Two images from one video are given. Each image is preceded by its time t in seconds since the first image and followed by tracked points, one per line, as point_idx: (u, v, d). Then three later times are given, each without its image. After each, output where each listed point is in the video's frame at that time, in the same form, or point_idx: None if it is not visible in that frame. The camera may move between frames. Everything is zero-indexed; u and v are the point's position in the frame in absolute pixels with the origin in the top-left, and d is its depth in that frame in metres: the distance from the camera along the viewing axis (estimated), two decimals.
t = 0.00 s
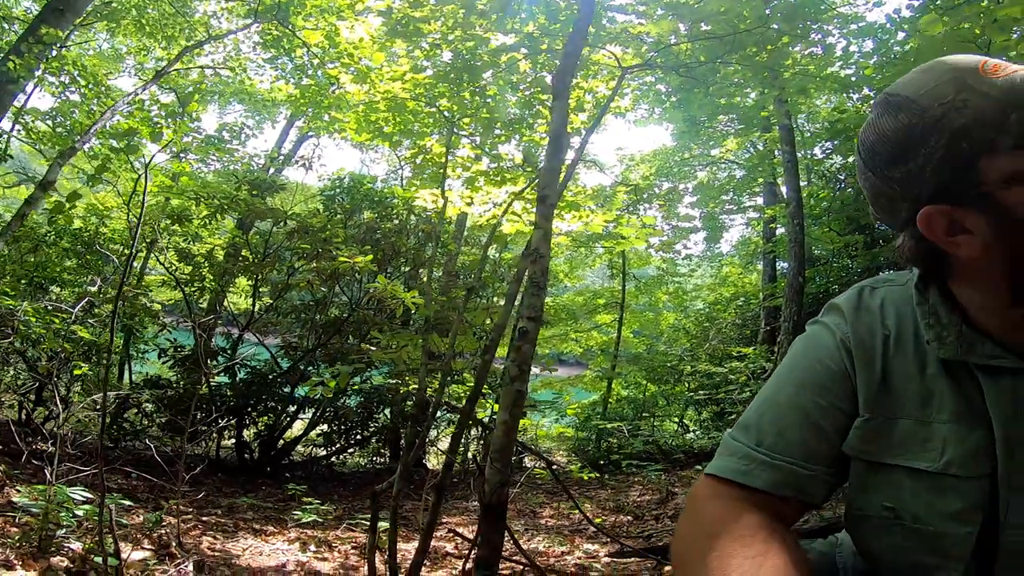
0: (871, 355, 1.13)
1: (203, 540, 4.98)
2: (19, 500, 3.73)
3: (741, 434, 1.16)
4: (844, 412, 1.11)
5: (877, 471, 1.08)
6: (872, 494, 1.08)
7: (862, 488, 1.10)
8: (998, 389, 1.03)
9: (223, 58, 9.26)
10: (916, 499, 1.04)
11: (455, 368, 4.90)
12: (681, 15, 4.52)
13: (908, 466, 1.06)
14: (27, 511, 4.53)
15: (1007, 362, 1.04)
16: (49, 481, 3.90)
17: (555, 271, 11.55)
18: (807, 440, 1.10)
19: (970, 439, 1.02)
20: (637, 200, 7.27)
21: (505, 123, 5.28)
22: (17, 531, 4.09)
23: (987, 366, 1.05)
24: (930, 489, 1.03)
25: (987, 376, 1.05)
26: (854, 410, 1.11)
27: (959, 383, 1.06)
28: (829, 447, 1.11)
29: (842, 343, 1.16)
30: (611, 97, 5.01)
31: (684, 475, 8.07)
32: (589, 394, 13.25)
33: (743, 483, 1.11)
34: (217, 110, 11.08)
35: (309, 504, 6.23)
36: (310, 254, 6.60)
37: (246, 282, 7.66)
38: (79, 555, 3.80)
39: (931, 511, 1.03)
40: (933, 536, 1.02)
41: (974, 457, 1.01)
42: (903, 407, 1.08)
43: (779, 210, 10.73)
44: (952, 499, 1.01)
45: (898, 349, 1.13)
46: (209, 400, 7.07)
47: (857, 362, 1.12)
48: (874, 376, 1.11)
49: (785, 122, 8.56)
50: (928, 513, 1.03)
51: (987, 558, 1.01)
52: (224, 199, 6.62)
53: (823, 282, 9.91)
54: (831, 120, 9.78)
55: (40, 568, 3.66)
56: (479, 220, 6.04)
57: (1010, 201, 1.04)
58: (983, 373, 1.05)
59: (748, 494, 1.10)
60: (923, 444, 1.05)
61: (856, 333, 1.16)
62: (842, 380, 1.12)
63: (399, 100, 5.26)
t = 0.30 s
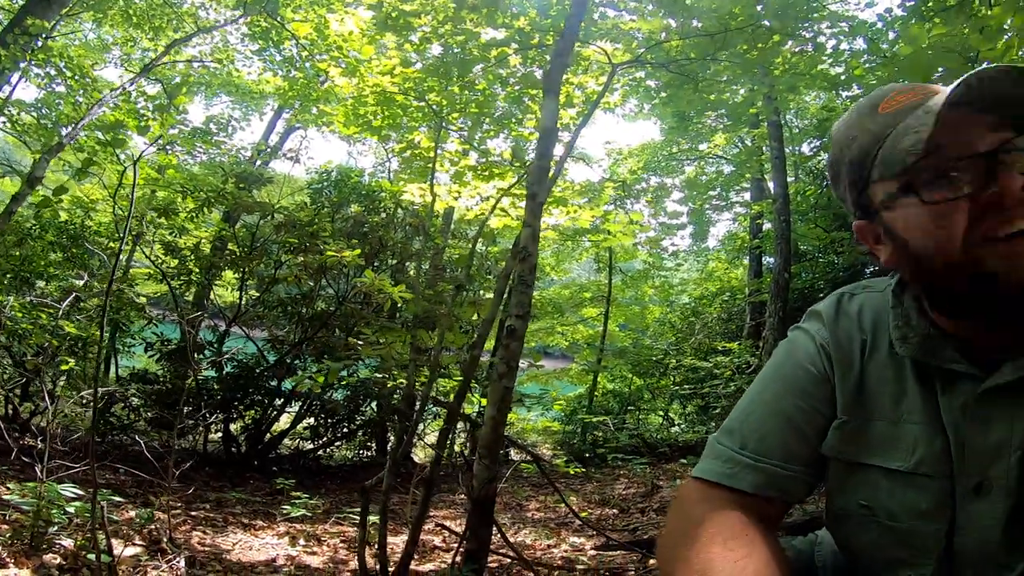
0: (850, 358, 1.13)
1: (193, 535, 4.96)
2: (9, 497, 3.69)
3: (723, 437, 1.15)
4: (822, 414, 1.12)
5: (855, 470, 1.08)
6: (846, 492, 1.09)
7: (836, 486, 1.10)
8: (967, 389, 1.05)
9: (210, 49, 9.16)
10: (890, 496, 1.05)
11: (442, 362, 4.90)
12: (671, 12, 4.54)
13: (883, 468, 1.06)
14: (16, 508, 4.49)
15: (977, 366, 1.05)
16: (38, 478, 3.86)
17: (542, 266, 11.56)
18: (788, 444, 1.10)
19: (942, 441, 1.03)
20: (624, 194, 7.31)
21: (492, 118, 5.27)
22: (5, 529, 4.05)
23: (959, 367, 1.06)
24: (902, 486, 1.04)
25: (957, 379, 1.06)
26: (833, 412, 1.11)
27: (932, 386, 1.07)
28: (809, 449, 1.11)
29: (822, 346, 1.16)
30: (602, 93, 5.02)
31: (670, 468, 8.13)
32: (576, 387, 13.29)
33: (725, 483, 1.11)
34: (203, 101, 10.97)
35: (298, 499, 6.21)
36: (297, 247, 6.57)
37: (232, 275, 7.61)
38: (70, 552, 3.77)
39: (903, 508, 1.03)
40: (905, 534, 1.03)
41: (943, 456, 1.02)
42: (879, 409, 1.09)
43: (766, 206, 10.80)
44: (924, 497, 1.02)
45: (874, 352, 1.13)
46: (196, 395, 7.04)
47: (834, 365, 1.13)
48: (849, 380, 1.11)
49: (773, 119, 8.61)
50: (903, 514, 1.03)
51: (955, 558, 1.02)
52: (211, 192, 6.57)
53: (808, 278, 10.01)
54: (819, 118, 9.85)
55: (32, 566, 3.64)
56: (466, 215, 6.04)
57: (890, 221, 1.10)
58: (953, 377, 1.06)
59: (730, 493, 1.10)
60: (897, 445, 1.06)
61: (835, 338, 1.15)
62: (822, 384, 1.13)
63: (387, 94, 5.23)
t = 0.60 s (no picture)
0: (830, 365, 1.57)
1: (188, 532, 4.94)
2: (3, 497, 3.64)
3: (717, 442, 1.57)
4: (809, 418, 1.55)
5: (833, 467, 1.49)
6: (833, 489, 1.49)
7: (822, 486, 1.52)
8: (925, 400, 1.43)
9: (193, 40, 9.03)
10: (864, 495, 1.44)
11: (434, 357, 4.92)
12: (661, 9, 4.54)
13: (857, 463, 1.46)
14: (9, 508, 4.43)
15: (928, 372, 1.45)
16: (33, 478, 3.82)
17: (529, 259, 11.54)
18: (772, 447, 1.53)
19: (905, 440, 1.42)
20: (610, 187, 7.32)
21: (480, 115, 5.26)
22: None
23: (916, 379, 1.47)
24: (873, 485, 1.43)
25: (915, 385, 1.47)
26: (815, 415, 1.54)
27: (897, 395, 1.47)
28: (792, 448, 1.54)
29: (805, 354, 1.61)
30: (590, 90, 5.02)
31: (658, 460, 8.19)
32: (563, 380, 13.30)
33: (721, 485, 1.51)
34: (185, 92, 10.81)
35: (290, 494, 6.21)
36: (286, 243, 6.55)
37: (219, 270, 7.55)
38: (69, 552, 3.74)
39: (875, 504, 1.42)
40: (879, 524, 1.41)
41: (905, 457, 1.41)
42: (854, 413, 1.51)
43: (753, 201, 10.87)
44: (888, 493, 1.41)
45: (850, 361, 1.57)
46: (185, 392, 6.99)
47: (814, 372, 1.57)
48: (828, 383, 1.55)
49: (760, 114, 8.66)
50: (872, 504, 1.42)
51: (924, 544, 1.37)
52: (197, 186, 6.50)
53: (794, 272, 10.09)
54: (805, 114, 9.93)
55: (32, 566, 3.61)
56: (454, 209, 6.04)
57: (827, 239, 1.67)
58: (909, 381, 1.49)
59: (725, 495, 1.51)
60: (870, 444, 1.46)
61: (816, 346, 1.60)
62: (807, 390, 1.56)
63: (375, 89, 5.20)
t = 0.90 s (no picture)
0: (822, 370, 1.69)
1: (186, 534, 4.92)
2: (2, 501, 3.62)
3: (713, 448, 1.66)
4: (803, 421, 1.66)
5: (826, 470, 1.61)
6: (828, 492, 1.60)
7: (817, 487, 1.63)
8: (916, 404, 1.55)
9: (183, 40, 8.98)
10: (858, 497, 1.55)
11: (429, 357, 4.93)
12: (653, 7, 4.54)
13: (851, 466, 1.57)
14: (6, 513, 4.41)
15: (918, 376, 1.59)
16: (31, 482, 3.79)
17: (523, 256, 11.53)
18: (767, 452, 1.63)
19: (897, 443, 1.53)
20: (602, 184, 7.33)
21: (472, 114, 5.25)
22: None
23: (908, 383, 1.60)
24: (867, 488, 1.54)
25: (905, 387, 1.60)
26: (809, 419, 1.65)
27: (889, 398, 1.60)
28: (787, 453, 1.64)
29: (799, 359, 1.72)
30: (582, 88, 5.02)
31: (654, 456, 8.21)
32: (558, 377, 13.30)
33: (718, 491, 1.60)
34: (175, 92, 10.74)
35: (288, 494, 6.20)
36: (279, 243, 6.54)
37: (212, 270, 7.52)
38: (70, 556, 3.72)
39: (870, 506, 1.53)
40: (874, 526, 1.52)
41: (898, 460, 1.52)
42: (846, 417, 1.62)
43: (745, 197, 10.91)
44: (883, 496, 1.52)
45: (842, 364, 1.69)
46: (181, 394, 6.97)
47: (808, 376, 1.68)
48: (821, 387, 1.67)
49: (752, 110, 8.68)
50: (867, 505, 1.54)
51: (918, 545, 1.49)
52: (189, 187, 6.46)
53: (788, 268, 10.13)
54: (797, 111, 9.97)
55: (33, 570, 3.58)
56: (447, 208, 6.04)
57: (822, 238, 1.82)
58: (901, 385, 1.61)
59: (722, 500, 1.60)
60: (864, 448, 1.57)
61: (808, 352, 1.72)
62: (801, 395, 1.67)
63: (366, 89, 5.19)
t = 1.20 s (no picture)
0: (813, 371, 1.70)
1: (179, 534, 4.90)
2: None
3: (704, 448, 1.69)
4: (794, 422, 1.67)
5: (816, 471, 1.62)
6: (819, 491, 1.62)
7: (808, 487, 1.64)
8: (906, 404, 1.55)
9: (178, 38, 8.95)
10: (848, 497, 1.56)
11: (423, 356, 4.91)
12: (647, 7, 4.55)
13: (841, 467, 1.58)
14: None
15: (910, 374, 1.57)
16: (23, 481, 3.76)
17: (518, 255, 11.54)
18: (758, 453, 1.65)
19: (887, 445, 1.54)
20: (596, 184, 7.33)
21: (465, 113, 5.24)
22: None
23: (898, 382, 1.59)
24: (856, 488, 1.55)
25: (896, 387, 1.60)
26: (800, 420, 1.67)
27: (879, 400, 1.60)
28: (778, 454, 1.66)
29: (790, 361, 1.73)
30: (576, 87, 5.01)
31: (648, 455, 8.21)
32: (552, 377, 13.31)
33: (709, 492, 1.62)
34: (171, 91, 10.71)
35: (280, 494, 6.17)
36: (272, 242, 6.51)
37: (206, 269, 7.49)
38: (61, 555, 3.69)
39: (859, 506, 1.54)
40: (863, 525, 1.53)
41: (888, 460, 1.53)
42: (837, 418, 1.63)
43: (740, 197, 10.92)
44: (873, 496, 1.53)
45: (834, 366, 1.69)
46: (174, 393, 6.93)
47: (799, 377, 1.70)
48: (812, 388, 1.68)
49: (746, 110, 8.69)
50: (857, 507, 1.54)
51: (907, 545, 1.49)
52: (182, 186, 6.43)
53: (782, 267, 10.15)
54: (791, 111, 9.99)
55: (24, 570, 3.55)
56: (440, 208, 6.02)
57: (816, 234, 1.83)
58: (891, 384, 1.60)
59: (713, 500, 1.61)
60: (854, 449, 1.58)
61: (800, 353, 1.73)
62: (792, 396, 1.69)
63: (361, 88, 5.18)
